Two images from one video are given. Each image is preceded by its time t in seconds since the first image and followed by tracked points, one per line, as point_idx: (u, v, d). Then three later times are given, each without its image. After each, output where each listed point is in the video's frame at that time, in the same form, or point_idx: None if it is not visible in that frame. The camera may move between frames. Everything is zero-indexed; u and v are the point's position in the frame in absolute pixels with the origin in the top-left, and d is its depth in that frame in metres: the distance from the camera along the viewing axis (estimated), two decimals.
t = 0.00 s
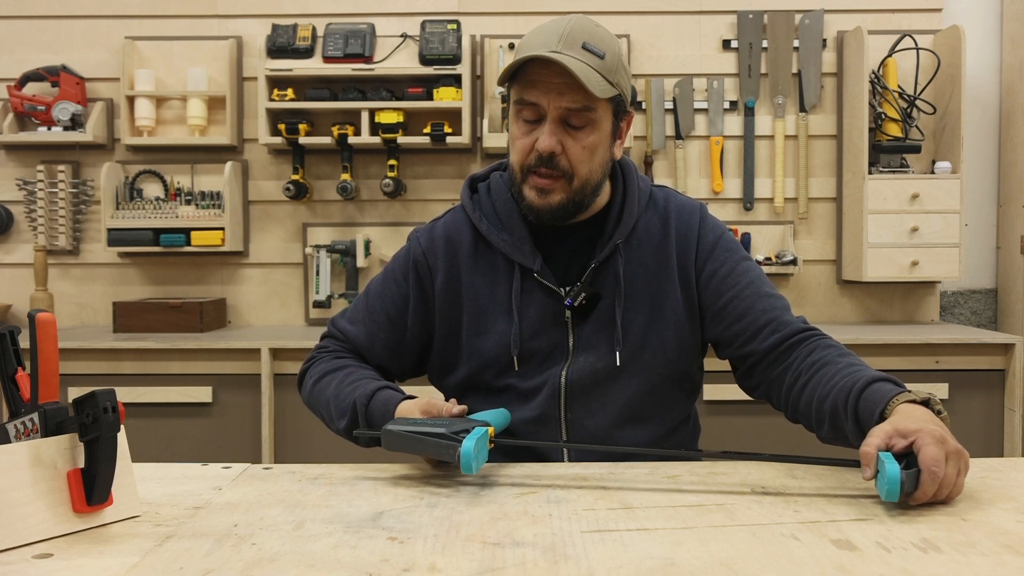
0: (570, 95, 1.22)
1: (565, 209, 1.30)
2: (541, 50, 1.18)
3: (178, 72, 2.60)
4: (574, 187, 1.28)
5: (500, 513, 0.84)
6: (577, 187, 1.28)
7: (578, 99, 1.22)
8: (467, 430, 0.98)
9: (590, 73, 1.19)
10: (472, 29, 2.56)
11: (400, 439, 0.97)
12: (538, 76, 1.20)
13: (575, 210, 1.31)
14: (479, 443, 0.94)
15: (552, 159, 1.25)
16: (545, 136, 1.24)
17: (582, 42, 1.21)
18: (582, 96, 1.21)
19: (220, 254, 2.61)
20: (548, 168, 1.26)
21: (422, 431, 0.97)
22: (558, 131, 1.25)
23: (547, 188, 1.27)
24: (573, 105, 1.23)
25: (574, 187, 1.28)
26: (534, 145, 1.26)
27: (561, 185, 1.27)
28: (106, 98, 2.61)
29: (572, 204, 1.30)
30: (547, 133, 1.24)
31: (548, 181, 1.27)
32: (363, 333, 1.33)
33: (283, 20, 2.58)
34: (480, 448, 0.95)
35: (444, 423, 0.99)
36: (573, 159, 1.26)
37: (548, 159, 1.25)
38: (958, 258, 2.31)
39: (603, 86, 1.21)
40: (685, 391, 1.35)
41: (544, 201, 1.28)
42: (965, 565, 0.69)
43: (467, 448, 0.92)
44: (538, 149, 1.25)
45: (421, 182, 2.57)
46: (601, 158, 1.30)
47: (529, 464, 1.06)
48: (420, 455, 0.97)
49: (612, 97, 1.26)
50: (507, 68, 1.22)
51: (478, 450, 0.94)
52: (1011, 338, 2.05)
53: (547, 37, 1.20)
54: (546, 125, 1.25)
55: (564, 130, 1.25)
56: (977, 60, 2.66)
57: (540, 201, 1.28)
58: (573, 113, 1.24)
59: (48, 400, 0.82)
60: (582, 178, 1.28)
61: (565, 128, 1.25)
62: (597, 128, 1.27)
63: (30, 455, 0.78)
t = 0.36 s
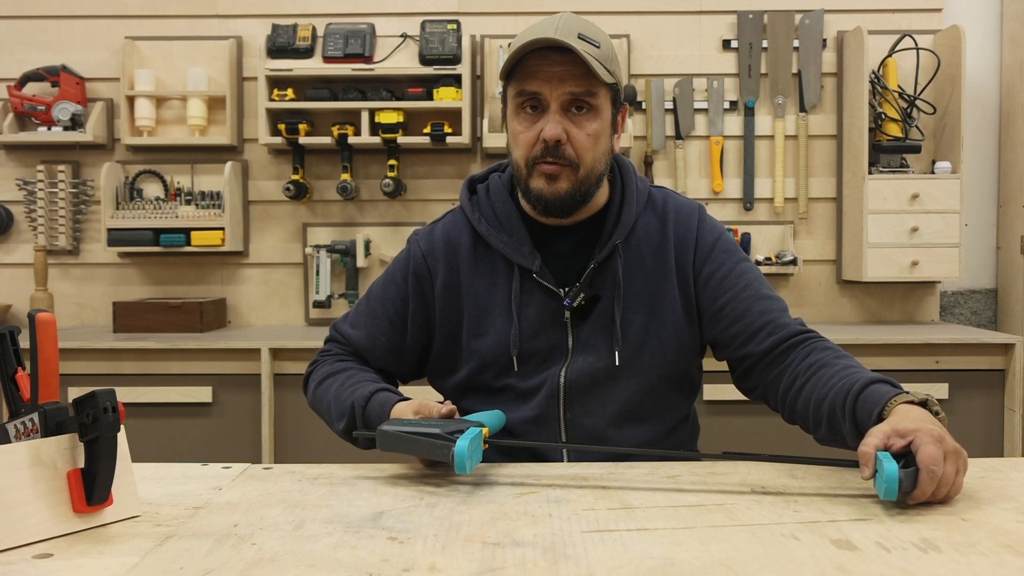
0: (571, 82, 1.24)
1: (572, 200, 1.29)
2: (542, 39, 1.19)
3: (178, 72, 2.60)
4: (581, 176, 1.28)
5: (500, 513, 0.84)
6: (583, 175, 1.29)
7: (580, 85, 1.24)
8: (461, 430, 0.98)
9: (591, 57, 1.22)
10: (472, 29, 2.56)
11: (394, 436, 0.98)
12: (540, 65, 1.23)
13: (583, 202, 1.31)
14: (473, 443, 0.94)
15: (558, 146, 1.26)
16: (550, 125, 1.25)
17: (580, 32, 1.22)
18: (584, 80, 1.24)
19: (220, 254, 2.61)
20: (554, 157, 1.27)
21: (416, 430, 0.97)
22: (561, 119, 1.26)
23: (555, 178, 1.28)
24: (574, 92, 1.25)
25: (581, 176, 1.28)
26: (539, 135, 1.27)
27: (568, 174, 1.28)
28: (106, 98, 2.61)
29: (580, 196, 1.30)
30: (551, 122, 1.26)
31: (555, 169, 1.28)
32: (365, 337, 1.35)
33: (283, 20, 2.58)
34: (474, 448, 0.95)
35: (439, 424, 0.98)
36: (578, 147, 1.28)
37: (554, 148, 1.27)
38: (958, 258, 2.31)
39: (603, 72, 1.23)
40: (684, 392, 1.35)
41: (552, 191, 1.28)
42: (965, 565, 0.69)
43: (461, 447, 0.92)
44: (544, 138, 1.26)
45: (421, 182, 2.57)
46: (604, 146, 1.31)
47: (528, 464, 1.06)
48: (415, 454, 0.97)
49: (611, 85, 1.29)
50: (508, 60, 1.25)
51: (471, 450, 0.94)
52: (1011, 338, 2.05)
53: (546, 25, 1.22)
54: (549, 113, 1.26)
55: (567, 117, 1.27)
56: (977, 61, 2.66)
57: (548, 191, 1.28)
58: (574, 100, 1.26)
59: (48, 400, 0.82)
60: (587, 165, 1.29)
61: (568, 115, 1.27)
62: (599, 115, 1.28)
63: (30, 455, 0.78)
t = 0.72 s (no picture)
0: (551, 88, 1.22)
1: (557, 204, 1.29)
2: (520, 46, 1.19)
3: (178, 71, 2.60)
4: (565, 181, 1.28)
5: (500, 513, 0.84)
6: (566, 180, 1.28)
7: (558, 91, 1.22)
8: (457, 427, 0.98)
9: (568, 63, 1.19)
10: (472, 29, 2.56)
11: (390, 437, 0.98)
12: (520, 72, 1.22)
13: (570, 205, 1.31)
14: (469, 440, 0.94)
15: (539, 153, 1.26)
16: (530, 131, 1.24)
17: (563, 36, 1.20)
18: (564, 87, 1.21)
19: (220, 254, 2.61)
20: (535, 163, 1.27)
21: (412, 429, 0.97)
22: (543, 126, 1.25)
23: (537, 184, 1.28)
24: (555, 98, 1.23)
25: (564, 181, 1.27)
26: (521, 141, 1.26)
27: (551, 180, 1.27)
28: (106, 98, 2.61)
29: (565, 199, 1.29)
30: (531, 128, 1.25)
31: (537, 176, 1.28)
32: (372, 343, 1.35)
33: (283, 20, 2.58)
34: (470, 445, 0.95)
35: (436, 421, 0.99)
36: (560, 152, 1.26)
37: (535, 154, 1.26)
38: (958, 258, 2.31)
39: (583, 78, 1.21)
40: (685, 391, 1.35)
41: (535, 197, 1.28)
42: (965, 565, 0.69)
43: (457, 445, 0.92)
44: (524, 144, 1.25)
45: (421, 182, 2.57)
46: (590, 150, 1.29)
47: (528, 464, 1.06)
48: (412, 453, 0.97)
49: (597, 88, 1.26)
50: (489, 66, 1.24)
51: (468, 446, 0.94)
52: (1011, 338, 2.05)
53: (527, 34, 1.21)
54: (531, 119, 1.25)
55: (549, 123, 1.25)
56: (977, 60, 2.66)
57: (531, 197, 1.28)
58: (556, 105, 1.24)
59: (48, 400, 0.82)
60: (570, 170, 1.27)
61: (550, 121, 1.25)
62: (583, 120, 1.26)
63: (30, 454, 0.78)
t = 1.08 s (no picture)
0: (539, 97, 1.22)
1: (547, 211, 1.29)
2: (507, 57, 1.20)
3: (178, 71, 2.60)
4: (555, 188, 1.27)
5: (500, 513, 0.84)
6: (557, 188, 1.27)
7: (546, 101, 1.22)
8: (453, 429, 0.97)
9: (554, 73, 1.19)
10: (472, 29, 2.56)
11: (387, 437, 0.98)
12: (508, 83, 1.22)
13: (562, 212, 1.30)
14: (463, 442, 0.93)
15: (529, 161, 1.26)
16: (519, 140, 1.25)
17: (551, 45, 1.21)
18: (551, 96, 1.21)
19: (220, 254, 2.61)
20: (524, 172, 1.26)
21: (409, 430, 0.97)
22: (532, 134, 1.25)
23: (527, 192, 1.28)
24: (543, 107, 1.22)
25: (554, 189, 1.27)
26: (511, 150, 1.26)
27: (540, 188, 1.27)
28: (106, 98, 2.61)
29: (557, 206, 1.29)
30: (520, 138, 1.25)
31: (528, 184, 1.27)
32: (376, 348, 1.35)
33: (283, 20, 2.58)
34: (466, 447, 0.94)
35: (430, 421, 0.99)
36: (550, 161, 1.26)
37: (524, 163, 1.26)
38: (958, 258, 2.32)
39: (570, 86, 1.20)
40: (685, 391, 1.35)
41: (527, 205, 1.28)
42: (965, 565, 0.69)
43: (452, 446, 0.92)
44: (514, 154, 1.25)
45: (421, 182, 2.57)
46: (582, 158, 1.29)
47: (528, 464, 1.06)
48: (407, 454, 0.97)
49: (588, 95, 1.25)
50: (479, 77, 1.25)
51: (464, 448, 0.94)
52: (1011, 338, 2.05)
53: (516, 45, 1.23)
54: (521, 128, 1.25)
55: (539, 131, 1.25)
56: (977, 60, 2.66)
57: (522, 205, 1.28)
58: (545, 114, 1.24)
59: (48, 400, 0.82)
60: (560, 178, 1.27)
61: (540, 129, 1.25)
62: (573, 127, 1.26)
63: (30, 455, 0.78)
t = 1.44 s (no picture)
0: (550, 89, 1.22)
1: (558, 203, 1.30)
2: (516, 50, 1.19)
3: (178, 71, 2.60)
4: (566, 180, 1.28)
5: (500, 513, 0.84)
6: (567, 180, 1.28)
7: (557, 92, 1.22)
8: (456, 406, 0.97)
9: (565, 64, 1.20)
10: (472, 29, 2.56)
11: (391, 413, 0.98)
12: (518, 75, 1.22)
13: (570, 203, 1.31)
14: (466, 420, 0.93)
15: (539, 154, 1.26)
16: (531, 132, 1.24)
17: (557, 36, 1.21)
18: (561, 87, 1.22)
19: (220, 254, 2.61)
20: (536, 164, 1.26)
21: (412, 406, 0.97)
22: (542, 127, 1.25)
23: (538, 184, 1.28)
24: (555, 98, 1.23)
25: (565, 180, 1.28)
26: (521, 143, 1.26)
27: (552, 179, 1.27)
28: (106, 98, 2.61)
29: (566, 197, 1.30)
30: (531, 130, 1.25)
31: (538, 176, 1.27)
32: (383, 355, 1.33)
33: (283, 20, 2.58)
34: (468, 426, 0.94)
35: (433, 396, 0.98)
36: (561, 152, 1.27)
37: (536, 155, 1.26)
38: (958, 258, 2.32)
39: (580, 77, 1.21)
40: (683, 386, 1.35)
41: (537, 197, 1.28)
42: (965, 565, 0.69)
43: (454, 424, 0.91)
44: (525, 146, 1.25)
45: (421, 182, 2.57)
46: (588, 148, 1.30)
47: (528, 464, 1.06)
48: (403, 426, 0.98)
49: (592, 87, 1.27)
50: (486, 70, 1.23)
51: (466, 426, 0.93)
52: (1011, 339, 2.05)
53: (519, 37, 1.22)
54: (530, 120, 1.25)
55: (548, 123, 1.25)
56: (977, 60, 2.66)
57: (533, 197, 1.28)
58: (556, 106, 1.24)
59: (48, 400, 0.82)
60: (569, 170, 1.28)
61: (549, 121, 1.25)
62: (581, 118, 1.27)
63: (30, 455, 0.78)
